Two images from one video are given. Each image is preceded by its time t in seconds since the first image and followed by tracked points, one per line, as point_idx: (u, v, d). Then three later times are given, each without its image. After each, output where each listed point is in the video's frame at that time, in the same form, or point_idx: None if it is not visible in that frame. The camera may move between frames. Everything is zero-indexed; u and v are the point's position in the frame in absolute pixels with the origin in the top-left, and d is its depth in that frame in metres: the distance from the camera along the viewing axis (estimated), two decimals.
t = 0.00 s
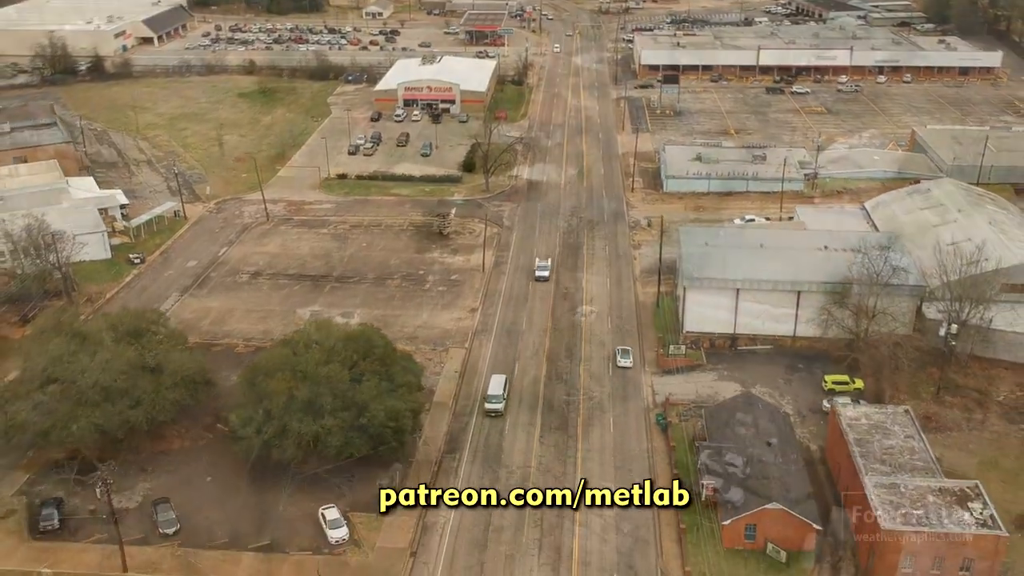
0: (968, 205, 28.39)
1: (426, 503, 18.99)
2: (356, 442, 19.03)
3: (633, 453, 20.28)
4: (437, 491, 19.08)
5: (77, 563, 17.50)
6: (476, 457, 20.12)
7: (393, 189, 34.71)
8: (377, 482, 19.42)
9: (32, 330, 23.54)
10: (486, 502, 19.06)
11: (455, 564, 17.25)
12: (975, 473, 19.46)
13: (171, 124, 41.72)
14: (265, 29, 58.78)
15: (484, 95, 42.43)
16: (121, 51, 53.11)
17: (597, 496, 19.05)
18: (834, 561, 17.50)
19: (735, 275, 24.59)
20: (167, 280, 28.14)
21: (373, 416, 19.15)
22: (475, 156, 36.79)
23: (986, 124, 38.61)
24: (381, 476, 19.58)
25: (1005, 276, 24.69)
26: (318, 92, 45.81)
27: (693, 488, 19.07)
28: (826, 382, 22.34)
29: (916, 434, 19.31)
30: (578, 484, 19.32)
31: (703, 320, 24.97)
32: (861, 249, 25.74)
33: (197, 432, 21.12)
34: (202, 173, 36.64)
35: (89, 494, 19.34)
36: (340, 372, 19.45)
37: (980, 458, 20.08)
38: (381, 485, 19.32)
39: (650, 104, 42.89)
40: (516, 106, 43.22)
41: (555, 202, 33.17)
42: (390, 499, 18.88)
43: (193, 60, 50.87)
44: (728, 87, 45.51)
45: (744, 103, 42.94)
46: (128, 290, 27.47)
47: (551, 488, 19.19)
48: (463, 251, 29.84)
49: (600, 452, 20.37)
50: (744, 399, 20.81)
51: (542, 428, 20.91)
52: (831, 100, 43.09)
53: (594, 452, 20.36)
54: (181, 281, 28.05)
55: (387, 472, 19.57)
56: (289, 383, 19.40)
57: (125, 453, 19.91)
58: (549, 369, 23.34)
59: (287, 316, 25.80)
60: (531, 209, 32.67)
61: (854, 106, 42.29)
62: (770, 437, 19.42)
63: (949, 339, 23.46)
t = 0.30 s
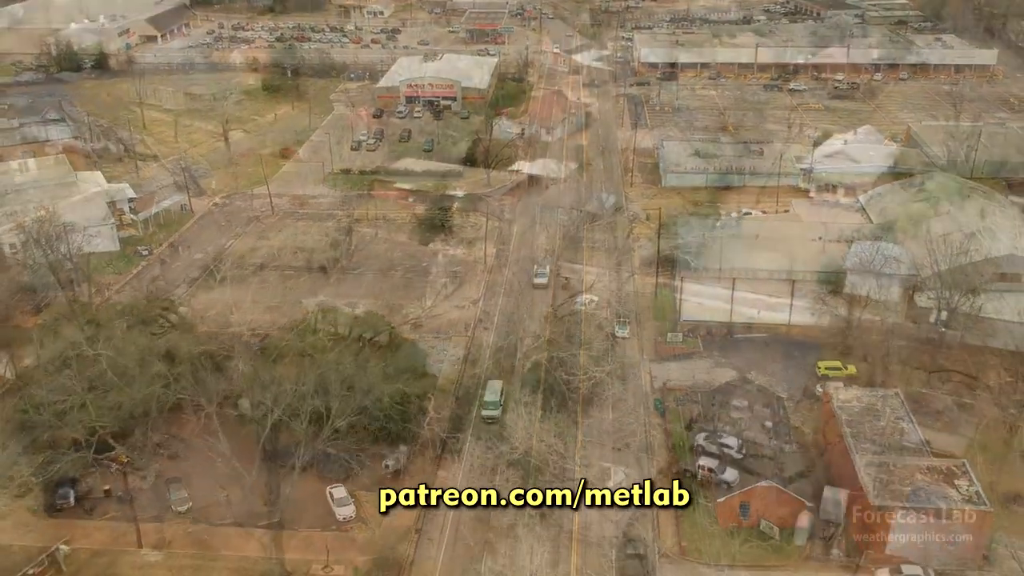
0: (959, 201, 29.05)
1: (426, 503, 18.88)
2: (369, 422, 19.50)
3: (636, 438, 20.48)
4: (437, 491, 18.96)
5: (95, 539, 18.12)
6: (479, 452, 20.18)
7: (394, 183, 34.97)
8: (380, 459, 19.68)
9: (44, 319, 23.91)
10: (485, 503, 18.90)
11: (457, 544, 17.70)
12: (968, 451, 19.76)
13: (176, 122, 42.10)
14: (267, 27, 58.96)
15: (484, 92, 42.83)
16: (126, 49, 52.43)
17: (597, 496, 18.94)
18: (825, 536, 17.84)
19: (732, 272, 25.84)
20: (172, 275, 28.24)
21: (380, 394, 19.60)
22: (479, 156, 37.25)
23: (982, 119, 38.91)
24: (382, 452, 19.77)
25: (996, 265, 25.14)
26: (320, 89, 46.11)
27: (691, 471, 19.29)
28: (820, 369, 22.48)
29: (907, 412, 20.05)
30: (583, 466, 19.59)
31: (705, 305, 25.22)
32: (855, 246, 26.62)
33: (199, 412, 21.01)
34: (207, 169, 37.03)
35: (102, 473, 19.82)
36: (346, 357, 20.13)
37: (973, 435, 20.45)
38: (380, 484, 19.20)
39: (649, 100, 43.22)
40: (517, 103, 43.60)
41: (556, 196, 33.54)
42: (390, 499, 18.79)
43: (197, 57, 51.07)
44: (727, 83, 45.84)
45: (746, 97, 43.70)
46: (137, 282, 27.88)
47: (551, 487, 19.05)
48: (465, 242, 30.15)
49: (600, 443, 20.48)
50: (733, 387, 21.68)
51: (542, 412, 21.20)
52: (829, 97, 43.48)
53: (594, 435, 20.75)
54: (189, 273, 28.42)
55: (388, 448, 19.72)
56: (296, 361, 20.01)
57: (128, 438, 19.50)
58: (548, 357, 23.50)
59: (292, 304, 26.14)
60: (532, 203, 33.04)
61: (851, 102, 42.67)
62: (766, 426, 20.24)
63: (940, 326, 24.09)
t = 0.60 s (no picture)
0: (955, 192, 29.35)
1: (426, 503, 18.76)
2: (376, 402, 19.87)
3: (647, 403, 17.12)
4: (437, 491, 18.77)
5: (120, 512, 20.20)
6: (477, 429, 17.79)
7: (399, 168, 35.10)
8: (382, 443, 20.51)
9: (54, 299, 24.17)
10: (487, 505, 16.80)
11: (459, 513, 18.44)
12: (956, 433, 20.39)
13: (183, 120, 42.67)
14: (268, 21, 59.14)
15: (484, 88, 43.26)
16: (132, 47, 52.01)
17: (598, 496, 16.16)
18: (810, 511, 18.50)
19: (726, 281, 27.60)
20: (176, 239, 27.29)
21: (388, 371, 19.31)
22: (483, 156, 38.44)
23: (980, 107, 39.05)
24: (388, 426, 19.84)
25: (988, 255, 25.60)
26: (323, 84, 46.50)
27: (688, 451, 19.82)
28: (810, 349, 23.21)
29: (897, 393, 21.19)
30: (589, 448, 16.62)
31: (699, 294, 26.88)
32: (846, 243, 28.12)
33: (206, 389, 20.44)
34: (212, 161, 37.42)
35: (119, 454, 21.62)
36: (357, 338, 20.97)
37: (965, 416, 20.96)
38: (381, 486, 19.76)
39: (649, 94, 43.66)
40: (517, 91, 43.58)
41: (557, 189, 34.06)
42: (390, 499, 19.20)
43: (201, 49, 51.40)
44: (728, 68, 45.76)
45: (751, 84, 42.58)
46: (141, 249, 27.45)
47: (550, 487, 16.68)
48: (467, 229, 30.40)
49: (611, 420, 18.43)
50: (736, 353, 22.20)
51: (547, 378, 20.61)
52: (826, 92, 43.93)
53: (602, 411, 18.85)
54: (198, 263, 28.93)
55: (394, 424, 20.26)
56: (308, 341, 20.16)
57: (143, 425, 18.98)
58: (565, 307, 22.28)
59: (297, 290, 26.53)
60: (532, 191, 33.33)
61: (848, 100, 43.24)
62: (758, 408, 21.31)
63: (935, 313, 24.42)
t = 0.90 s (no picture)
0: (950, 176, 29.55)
1: (426, 503, 18.80)
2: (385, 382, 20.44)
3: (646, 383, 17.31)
4: (437, 492, 18.76)
5: (134, 492, 20.82)
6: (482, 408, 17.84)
7: (401, 163, 35.53)
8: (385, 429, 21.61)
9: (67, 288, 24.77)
10: (484, 504, 16.85)
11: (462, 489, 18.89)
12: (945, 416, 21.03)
13: (188, 115, 43.24)
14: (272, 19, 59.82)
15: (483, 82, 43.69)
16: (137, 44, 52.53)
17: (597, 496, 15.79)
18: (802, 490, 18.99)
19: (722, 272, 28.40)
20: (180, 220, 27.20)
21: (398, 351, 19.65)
22: (484, 150, 39.78)
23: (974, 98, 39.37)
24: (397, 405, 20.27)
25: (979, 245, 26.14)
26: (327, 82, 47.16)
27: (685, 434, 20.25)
28: (805, 331, 23.88)
29: (887, 378, 22.06)
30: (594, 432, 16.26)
31: (697, 284, 27.56)
32: (842, 233, 28.63)
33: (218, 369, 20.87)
34: (218, 155, 38.03)
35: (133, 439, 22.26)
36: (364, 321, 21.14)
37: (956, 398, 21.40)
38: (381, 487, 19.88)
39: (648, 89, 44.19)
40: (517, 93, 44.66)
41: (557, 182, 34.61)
42: (391, 499, 18.91)
43: (205, 47, 51.90)
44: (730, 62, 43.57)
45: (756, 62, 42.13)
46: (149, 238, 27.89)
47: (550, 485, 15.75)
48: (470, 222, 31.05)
49: (611, 398, 18.77)
50: (735, 330, 22.67)
51: (547, 362, 21.12)
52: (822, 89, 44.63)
53: (601, 391, 19.19)
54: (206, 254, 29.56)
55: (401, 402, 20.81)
56: (319, 322, 20.52)
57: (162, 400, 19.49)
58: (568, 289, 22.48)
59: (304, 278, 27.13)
60: (532, 181, 33.81)
61: (844, 98, 43.93)
62: (750, 391, 22.06)
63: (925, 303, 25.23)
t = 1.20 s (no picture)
0: (942, 169, 30.13)
1: (426, 504, 18.37)
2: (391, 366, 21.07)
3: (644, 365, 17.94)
4: (437, 491, 18.36)
5: (147, 473, 21.43)
6: (483, 389, 18.43)
7: (405, 158, 36.10)
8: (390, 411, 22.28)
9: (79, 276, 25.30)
10: (481, 504, 16.88)
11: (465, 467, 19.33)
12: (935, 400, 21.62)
13: (194, 112, 43.86)
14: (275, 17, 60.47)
15: (486, 80, 44.59)
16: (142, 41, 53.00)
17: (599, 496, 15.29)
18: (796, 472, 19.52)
19: (719, 263, 29.03)
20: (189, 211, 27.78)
21: (403, 335, 20.27)
22: (485, 145, 40.70)
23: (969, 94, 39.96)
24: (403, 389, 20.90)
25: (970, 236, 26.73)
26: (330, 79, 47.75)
27: (681, 418, 20.87)
28: (801, 319, 24.45)
29: (879, 364, 22.69)
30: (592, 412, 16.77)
31: (696, 275, 28.17)
32: (837, 226, 29.27)
33: (229, 353, 21.51)
34: (223, 149, 38.56)
35: (141, 424, 22.91)
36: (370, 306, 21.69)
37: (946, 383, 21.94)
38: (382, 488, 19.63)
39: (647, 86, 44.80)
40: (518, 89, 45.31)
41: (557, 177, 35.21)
42: (390, 499, 18.67)
43: (210, 45, 52.49)
44: (727, 57, 43.98)
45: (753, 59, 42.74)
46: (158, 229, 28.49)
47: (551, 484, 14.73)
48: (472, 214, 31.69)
49: (610, 380, 19.34)
50: (731, 316, 23.28)
51: (549, 348, 21.68)
52: (818, 86, 45.31)
53: (601, 372, 19.72)
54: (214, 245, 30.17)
55: (407, 385, 21.41)
56: (326, 308, 21.11)
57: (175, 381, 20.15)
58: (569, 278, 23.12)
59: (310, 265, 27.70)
60: (533, 173, 34.35)
61: (839, 95, 44.59)
62: (746, 377, 22.69)
63: (916, 294, 25.84)
